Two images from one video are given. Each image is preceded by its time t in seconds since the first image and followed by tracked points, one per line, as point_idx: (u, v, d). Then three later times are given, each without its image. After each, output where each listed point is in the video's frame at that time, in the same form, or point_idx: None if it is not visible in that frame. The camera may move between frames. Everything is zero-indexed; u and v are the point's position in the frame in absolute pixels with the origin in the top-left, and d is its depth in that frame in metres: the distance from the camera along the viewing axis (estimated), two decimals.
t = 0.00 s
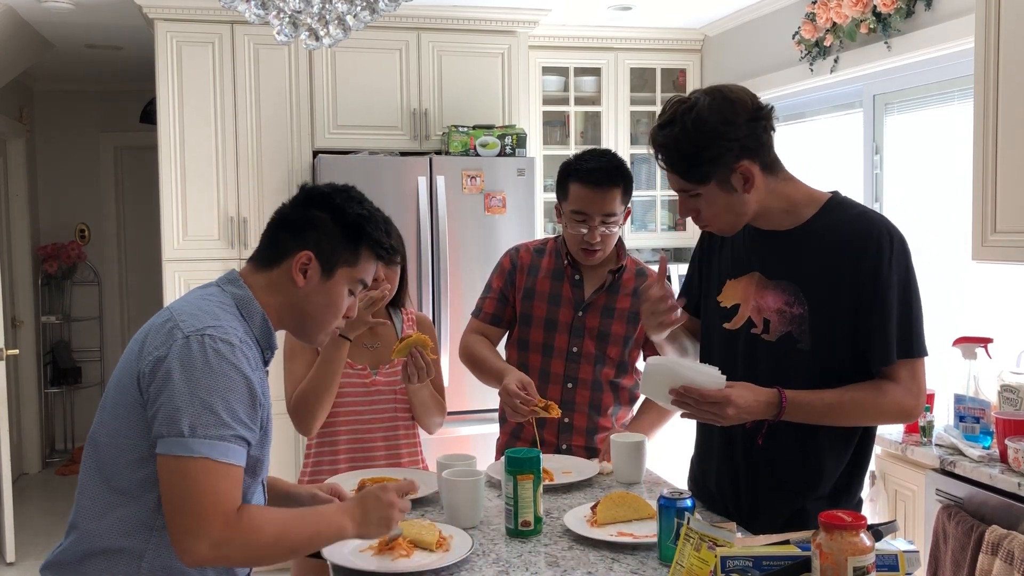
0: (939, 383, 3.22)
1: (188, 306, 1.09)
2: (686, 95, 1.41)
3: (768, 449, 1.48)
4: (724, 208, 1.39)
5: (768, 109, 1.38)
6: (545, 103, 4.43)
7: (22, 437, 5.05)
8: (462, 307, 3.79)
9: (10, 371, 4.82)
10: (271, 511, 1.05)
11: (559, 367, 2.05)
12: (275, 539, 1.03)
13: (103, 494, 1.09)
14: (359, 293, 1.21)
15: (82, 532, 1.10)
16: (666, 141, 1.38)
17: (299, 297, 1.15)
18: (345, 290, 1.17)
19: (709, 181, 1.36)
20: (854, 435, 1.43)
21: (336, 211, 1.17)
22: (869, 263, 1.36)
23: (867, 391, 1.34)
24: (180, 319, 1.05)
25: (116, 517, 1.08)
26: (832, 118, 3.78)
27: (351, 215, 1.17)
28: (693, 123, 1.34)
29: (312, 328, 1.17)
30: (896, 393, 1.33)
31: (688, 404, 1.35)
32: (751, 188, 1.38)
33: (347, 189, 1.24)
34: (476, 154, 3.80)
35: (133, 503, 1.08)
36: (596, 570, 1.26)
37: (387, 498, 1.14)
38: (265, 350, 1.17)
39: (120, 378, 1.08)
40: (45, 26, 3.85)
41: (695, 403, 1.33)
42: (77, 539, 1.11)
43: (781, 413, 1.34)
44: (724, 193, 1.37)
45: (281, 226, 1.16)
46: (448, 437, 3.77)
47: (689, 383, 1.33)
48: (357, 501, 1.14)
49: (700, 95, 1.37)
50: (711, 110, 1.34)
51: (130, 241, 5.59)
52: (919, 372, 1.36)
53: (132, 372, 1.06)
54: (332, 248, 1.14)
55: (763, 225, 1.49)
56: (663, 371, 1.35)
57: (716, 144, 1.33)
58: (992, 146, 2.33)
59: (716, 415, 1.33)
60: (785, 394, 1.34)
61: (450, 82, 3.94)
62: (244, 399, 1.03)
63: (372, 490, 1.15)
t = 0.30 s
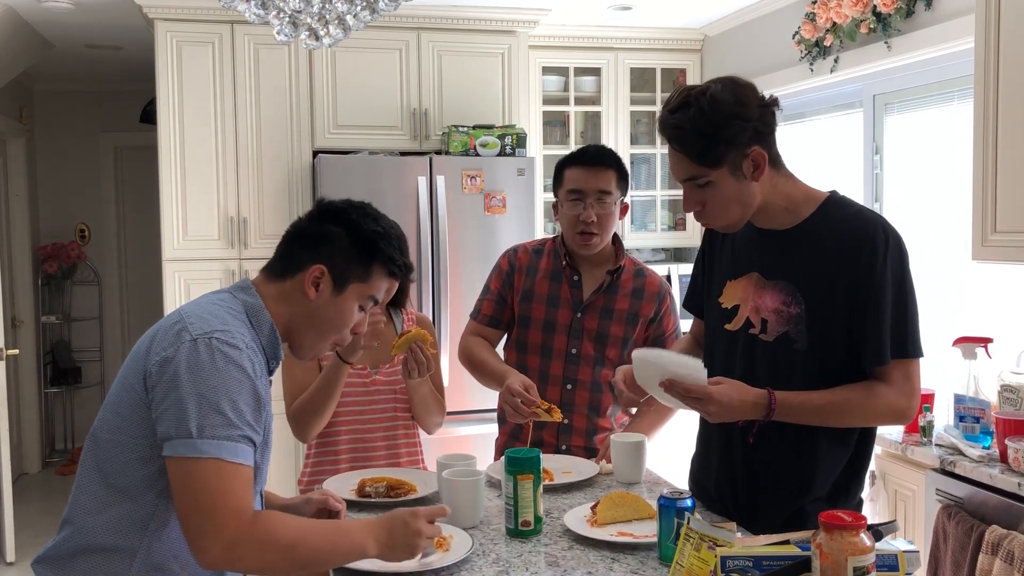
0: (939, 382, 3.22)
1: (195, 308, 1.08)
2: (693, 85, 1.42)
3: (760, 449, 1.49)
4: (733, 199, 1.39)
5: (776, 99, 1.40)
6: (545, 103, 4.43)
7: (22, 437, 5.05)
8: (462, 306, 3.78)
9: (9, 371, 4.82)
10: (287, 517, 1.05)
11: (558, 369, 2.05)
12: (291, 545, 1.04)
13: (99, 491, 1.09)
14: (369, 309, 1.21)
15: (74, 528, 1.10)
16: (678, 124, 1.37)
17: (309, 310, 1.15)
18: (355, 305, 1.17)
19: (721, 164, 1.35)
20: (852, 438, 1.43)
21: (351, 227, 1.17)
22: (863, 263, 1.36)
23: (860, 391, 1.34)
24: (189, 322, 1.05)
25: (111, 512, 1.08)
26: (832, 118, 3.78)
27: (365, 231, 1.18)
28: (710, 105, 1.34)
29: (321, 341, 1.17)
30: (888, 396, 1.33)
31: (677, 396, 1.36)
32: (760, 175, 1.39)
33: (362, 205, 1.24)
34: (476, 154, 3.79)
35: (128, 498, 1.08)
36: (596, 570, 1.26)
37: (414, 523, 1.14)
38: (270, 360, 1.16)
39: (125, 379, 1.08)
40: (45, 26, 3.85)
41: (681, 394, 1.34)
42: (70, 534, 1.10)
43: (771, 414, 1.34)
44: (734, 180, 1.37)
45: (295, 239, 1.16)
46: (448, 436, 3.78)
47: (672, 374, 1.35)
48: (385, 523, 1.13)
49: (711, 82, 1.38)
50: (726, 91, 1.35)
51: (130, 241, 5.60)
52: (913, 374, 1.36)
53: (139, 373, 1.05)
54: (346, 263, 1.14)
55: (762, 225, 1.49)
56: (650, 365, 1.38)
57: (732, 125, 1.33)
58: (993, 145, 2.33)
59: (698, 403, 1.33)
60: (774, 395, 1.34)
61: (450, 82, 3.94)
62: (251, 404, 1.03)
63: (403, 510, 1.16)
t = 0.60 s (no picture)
0: (939, 382, 3.23)
1: (234, 332, 1.09)
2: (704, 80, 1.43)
3: (759, 449, 1.49)
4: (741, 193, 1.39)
5: (784, 96, 1.41)
6: (545, 103, 4.43)
7: (22, 437, 5.05)
8: (461, 306, 3.78)
9: (9, 371, 4.82)
10: (306, 525, 1.03)
11: (557, 366, 2.05)
12: (313, 554, 1.02)
13: (106, 493, 1.05)
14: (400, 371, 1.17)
15: (73, 528, 1.06)
16: (689, 117, 1.37)
17: (341, 367, 1.12)
18: (384, 368, 1.13)
19: (730, 158, 1.36)
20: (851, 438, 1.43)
21: (396, 289, 1.13)
22: (867, 261, 1.36)
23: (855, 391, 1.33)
24: (230, 341, 1.05)
25: (117, 515, 1.05)
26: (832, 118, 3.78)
27: (409, 296, 1.14)
28: (720, 98, 1.35)
29: (345, 397, 1.14)
30: (882, 397, 1.32)
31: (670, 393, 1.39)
32: (769, 171, 1.39)
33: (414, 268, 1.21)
34: (476, 154, 3.80)
35: (138, 503, 1.06)
36: (596, 570, 1.27)
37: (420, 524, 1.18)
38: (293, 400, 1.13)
39: (150, 390, 1.06)
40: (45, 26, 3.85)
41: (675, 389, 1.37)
42: (68, 532, 1.06)
43: (766, 414, 1.33)
44: (743, 174, 1.38)
45: (339, 292, 1.13)
46: (448, 436, 3.78)
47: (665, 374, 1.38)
48: (391, 522, 1.15)
49: (722, 77, 1.38)
50: (737, 87, 1.36)
51: (130, 242, 5.59)
52: (910, 376, 1.35)
53: (170, 386, 1.04)
54: (383, 325, 1.11)
55: (767, 223, 1.49)
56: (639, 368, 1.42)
57: (742, 119, 1.34)
58: (993, 146, 2.33)
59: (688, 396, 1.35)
60: (769, 395, 1.33)
61: (450, 82, 3.94)
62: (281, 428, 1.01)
63: (407, 510, 1.19)
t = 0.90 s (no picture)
0: (939, 382, 3.23)
1: (287, 384, 1.10)
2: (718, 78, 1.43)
3: (763, 450, 1.49)
4: (754, 190, 1.39)
5: (798, 93, 1.41)
6: (545, 103, 4.43)
7: (22, 437, 5.05)
8: (461, 305, 3.78)
9: (9, 371, 4.82)
10: (324, 547, 1.02)
11: (557, 363, 2.05)
12: None
13: (130, 507, 1.01)
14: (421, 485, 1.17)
15: (90, 534, 1.01)
16: (704, 114, 1.37)
17: (369, 473, 1.10)
18: (408, 481, 1.13)
19: (744, 155, 1.36)
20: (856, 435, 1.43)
21: (439, 407, 1.14)
22: (878, 263, 1.35)
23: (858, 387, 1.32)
24: (287, 391, 1.06)
25: (135, 532, 1.01)
26: (832, 118, 3.78)
27: (451, 418, 1.14)
28: (735, 95, 1.35)
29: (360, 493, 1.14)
30: (886, 396, 1.31)
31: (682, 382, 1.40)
32: (782, 169, 1.39)
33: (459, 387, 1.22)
34: (476, 154, 3.80)
35: (160, 524, 1.01)
36: (596, 570, 1.27)
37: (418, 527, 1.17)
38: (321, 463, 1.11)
39: (196, 418, 1.05)
40: (45, 26, 3.85)
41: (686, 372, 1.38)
42: (82, 538, 1.01)
43: (768, 406, 1.32)
44: (757, 172, 1.38)
45: (382, 396, 1.13)
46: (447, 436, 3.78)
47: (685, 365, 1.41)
48: (389, 526, 1.14)
49: (736, 74, 1.38)
50: (752, 84, 1.36)
51: (130, 242, 5.59)
52: (914, 377, 1.34)
53: (218, 418, 1.04)
54: (419, 440, 1.11)
55: (778, 222, 1.49)
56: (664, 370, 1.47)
57: (757, 116, 1.34)
58: (993, 146, 2.33)
59: (692, 377, 1.36)
60: (773, 385, 1.32)
61: (450, 81, 3.94)
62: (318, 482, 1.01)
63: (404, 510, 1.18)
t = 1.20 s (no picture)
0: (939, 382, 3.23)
1: (296, 403, 1.12)
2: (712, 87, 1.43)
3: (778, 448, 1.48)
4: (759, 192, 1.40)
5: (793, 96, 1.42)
6: (545, 103, 4.43)
7: (22, 437, 5.05)
8: (461, 306, 3.78)
9: (9, 371, 4.83)
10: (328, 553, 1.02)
11: (558, 362, 2.05)
12: None
13: (134, 514, 1.02)
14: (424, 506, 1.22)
15: (91, 539, 1.02)
16: (703, 122, 1.37)
17: (375, 496, 1.17)
18: (413, 504, 1.18)
19: (747, 159, 1.36)
20: (868, 433, 1.42)
21: (441, 430, 1.19)
22: (885, 255, 1.36)
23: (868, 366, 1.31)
24: (297, 410, 1.09)
25: (137, 537, 1.02)
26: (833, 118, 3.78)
27: (453, 440, 1.19)
28: (733, 101, 1.35)
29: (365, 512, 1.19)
30: (898, 378, 1.30)
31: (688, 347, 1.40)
32: (785, 169, 1.40)
33: (460, 410, 1.27)
34: (477, 154, 3.80)
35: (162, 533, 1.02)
36: (596, 570, 1.27)
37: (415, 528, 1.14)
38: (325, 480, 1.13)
39: (205, 428, 1.06)
40: (45, 26, 3.85)
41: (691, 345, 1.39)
42: (85, 541, 1.02)
43: (779, 366, 1.31)
44: (760, 174, 1.38)
45: (384, 421, 1.19)
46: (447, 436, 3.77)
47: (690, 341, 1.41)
48: (386, 525, 1.12)
49: (731, 82, 1.39)
50: (748, 90, 1.36)
51: (130, 242, 5.59)
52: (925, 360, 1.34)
53: (227, 429, 1.05)
54: (422, 466, 1.17)
55: (784, 221, 1.49)
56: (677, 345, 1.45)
57: (756, 119, 1.34)
58: (993, 145, 2.33)
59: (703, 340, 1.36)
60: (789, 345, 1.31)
61: (450, 82, 3.94)
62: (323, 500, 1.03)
63: (404, 510, 1.15)
